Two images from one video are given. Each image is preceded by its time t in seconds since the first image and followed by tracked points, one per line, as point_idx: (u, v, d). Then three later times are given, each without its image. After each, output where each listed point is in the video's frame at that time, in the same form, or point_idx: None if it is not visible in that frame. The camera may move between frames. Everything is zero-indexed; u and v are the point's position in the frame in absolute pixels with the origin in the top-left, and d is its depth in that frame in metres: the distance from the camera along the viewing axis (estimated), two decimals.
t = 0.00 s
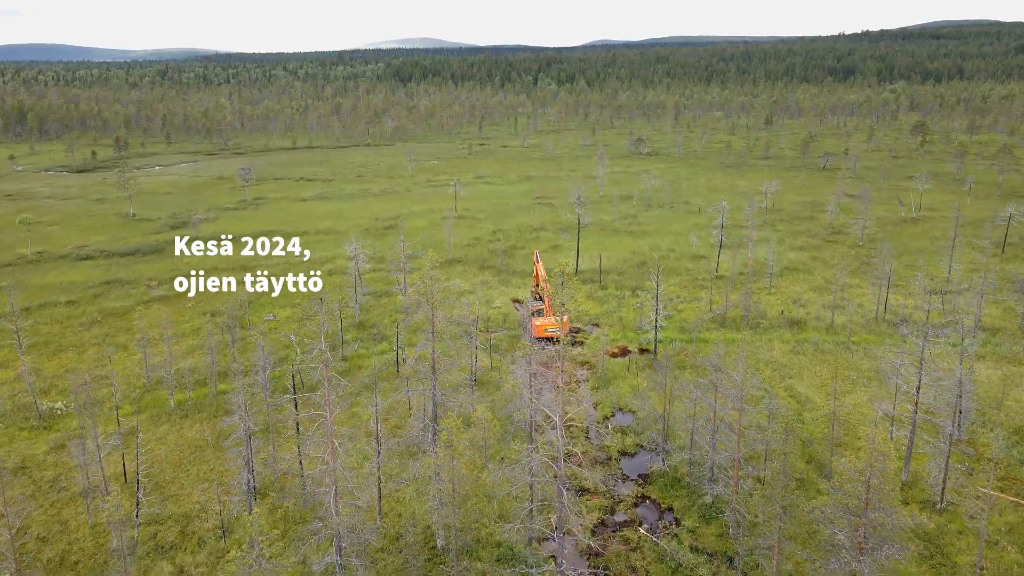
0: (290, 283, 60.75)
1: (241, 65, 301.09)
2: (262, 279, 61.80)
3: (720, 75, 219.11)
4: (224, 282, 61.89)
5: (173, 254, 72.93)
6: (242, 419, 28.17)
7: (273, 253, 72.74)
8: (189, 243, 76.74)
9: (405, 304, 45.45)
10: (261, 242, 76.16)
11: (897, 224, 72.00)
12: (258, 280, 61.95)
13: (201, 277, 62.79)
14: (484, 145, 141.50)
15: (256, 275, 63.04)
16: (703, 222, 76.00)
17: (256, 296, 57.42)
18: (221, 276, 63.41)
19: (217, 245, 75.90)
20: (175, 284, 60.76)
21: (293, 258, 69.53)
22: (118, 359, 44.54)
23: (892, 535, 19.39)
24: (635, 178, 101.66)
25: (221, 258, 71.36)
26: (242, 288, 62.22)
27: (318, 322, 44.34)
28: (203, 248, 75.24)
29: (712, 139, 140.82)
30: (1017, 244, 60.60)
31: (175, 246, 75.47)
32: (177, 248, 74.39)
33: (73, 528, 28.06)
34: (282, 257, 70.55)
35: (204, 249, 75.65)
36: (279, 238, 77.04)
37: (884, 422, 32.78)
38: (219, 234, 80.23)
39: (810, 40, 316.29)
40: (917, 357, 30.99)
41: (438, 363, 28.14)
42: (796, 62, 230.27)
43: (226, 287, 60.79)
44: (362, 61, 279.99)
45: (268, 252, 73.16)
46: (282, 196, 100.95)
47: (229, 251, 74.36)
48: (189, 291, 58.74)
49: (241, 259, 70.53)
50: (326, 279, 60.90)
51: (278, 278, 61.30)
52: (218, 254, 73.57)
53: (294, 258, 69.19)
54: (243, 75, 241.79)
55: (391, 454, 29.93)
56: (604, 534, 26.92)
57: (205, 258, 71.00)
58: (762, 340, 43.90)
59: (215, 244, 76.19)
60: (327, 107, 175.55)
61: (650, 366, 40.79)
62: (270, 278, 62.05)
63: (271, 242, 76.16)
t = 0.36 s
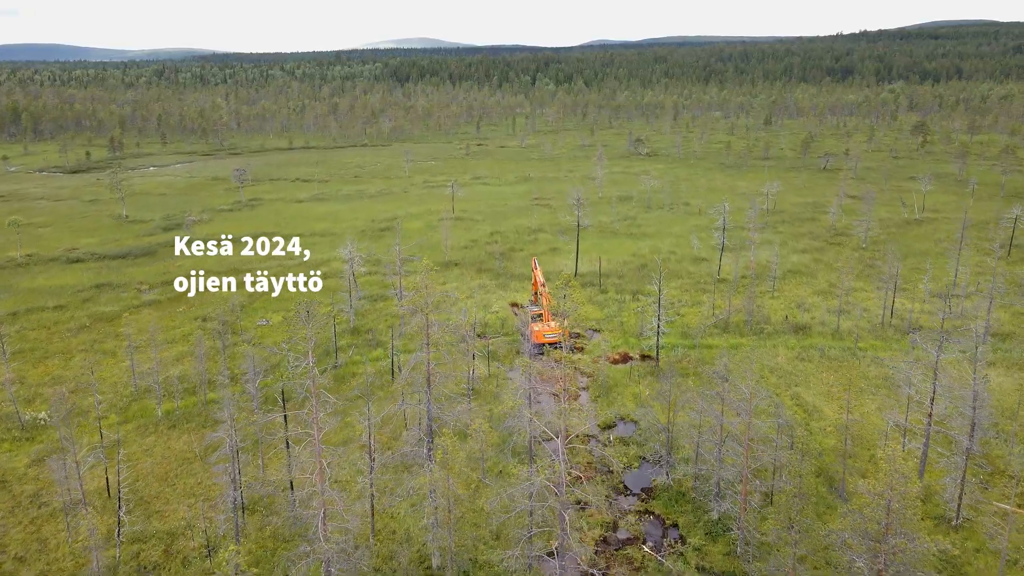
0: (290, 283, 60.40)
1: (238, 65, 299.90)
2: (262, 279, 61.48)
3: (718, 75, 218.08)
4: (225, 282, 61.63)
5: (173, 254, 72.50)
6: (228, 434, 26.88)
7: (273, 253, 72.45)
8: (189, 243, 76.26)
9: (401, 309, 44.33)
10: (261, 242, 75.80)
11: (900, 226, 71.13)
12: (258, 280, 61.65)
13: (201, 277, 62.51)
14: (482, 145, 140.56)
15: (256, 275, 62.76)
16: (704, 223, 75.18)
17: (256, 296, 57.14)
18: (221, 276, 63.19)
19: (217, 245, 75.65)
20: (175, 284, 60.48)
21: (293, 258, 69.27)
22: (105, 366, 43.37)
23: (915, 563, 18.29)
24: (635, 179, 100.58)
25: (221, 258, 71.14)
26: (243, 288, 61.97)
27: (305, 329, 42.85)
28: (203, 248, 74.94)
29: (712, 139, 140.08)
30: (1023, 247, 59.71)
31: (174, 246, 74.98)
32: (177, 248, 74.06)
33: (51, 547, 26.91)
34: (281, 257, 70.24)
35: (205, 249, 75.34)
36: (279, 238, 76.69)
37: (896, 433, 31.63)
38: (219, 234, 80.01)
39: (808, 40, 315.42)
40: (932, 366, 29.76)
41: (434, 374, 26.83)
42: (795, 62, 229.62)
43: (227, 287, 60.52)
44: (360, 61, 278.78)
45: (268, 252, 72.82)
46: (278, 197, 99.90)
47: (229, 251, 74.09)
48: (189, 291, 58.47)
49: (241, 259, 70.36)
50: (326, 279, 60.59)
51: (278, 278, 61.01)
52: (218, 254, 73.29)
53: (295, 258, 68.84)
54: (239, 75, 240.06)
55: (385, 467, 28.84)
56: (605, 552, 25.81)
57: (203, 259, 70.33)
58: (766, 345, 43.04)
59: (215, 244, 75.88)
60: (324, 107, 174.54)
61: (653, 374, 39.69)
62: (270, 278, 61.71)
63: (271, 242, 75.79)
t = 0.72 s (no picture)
0: (291, 283, 60.19)
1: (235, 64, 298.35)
2: (262, 279, 61.37)
3: (717, 75, 217.07)
4: (225, 281, 61.35)
5: (172, 255, 71.95)
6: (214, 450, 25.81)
7: (273, 253, 72.14)
8: (189, 244, 75.86)
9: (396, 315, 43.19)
10: (260, 242, 75.47)
11: (903, 227, 70.24)
12: (258, 280, 61.47)
13: (201, 277, 62.15)
14: (480, 145, 139.57)
15: (256, 275, 62.61)
16: (705, 224, 74.42)
17: (256, 296, 56.90)
18: (221, 276, 62.86)
19: (216, 245, 75.23)
20: (175, 284, 60.18)
21: (294, 258, 69.10)
22: (91, 374, 42.16)
23: None
24: (635, 180, 99.67)
25: (222, 258, 70.90)
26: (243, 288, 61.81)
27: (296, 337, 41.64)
28: (203, 248, 74.57)
29: (711, 139, 139.34)
30: None
31: (174, 246, 74.54)
32: (177, 248, 73.71)
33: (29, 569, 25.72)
34: (282, 257, 69.97)
35: (205, 249, 74.96)
36: (280, 238, 76.39)
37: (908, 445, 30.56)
38: (219, 234, 79.60)
39: (806, 40, 314.62)
40: (946, 376, 28.63)
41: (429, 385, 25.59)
42: (793, 61, 228.94)
43: (227, 286, 60.31)
44: (357, 61, 277.51)
45: (268, 252, 72.52)
46: (274, 198, 98.84)
47: (229, 251, 73.70)
48: (189, 291, 58.13)
49: (241, 259, 69.99)
50: (326, 279, 60.48)
51: (278, 278, 60.84)
52: (218, 254, 72.92)
53: (294, 258, 68.68)
54: (237, 75, 238.63)
55: (379, 482, 27.67)
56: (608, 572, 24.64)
57: (196, 261, 69.28)
58: (770, 350, 42.18)
59: (215, 244, 75.50)
60: (321, 107, 173.47)
61: (655, 382, 38.67)
62: (271, 278, 61.61)
63: (271, 242, 75.45)
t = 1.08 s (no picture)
0: (291, 283, 60.14)
1: (232, 64, 296.96)
2: (262, 279, 61.25)
3: (715, 75, 216.10)
4: (224, 282, 61.15)
5: (169, 256, 71.17)
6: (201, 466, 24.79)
7: (273, 253, 71.66)
8: (189, 243, 75.24)
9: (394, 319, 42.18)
10: (259, 242, 74.84)
11: (907, 228, 69.30)
12: (257, 280, 61.33)
13: (201, 277, 61.84)
14: (478, 145, 138.61)
15: (256, 275, 62.49)
16: (706, 226, 73.53)
17: (256, 296, 56.72)
18: (221, 276, 62.64)
19: (217, 245, 74.64)
20: (175, 284, 59.97)
21: (293, 258, 68.87)
22: (78, 381, 41.02)
23: None
24: (634, 180, 98.71)
25: (223, 258, 70.46)
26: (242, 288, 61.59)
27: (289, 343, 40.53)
28: (202, 248, 73.95)
29: (710, 139, 138.61)
30: None
31: (173, 246, 73.83)
32: (175, 248, 73.02)
33: None
34: (283, 257, 69.59)
35: (204, 249, 74.33)
36: (279, 238, 75.78)
37: (919, 457, 29.62)
38: (219, 234, 79.02)
39: (804, 40, 314.05)
40: (961, 387, 27.59)
41: (425, 398, 24.66)
42: (792, 61, 228.46)
43: (226, 287, 60.03)
44: (355, 60, 276.38)
45: (267, 252, 72.01)
46: (270, 198, 97.81)
47: (229, 251, 73.15)
48: (189, 292, 57.81)
49: (240, 260, 69.50)
50: (326, 279, 60.47)
51: (278, 278, 60.78)
52: (218, 254, 72.36)
53: (292, 259, 68.35)
54: (234, 75, 237.17)
55: (372, 498, 26.62)
56: None
57: (190, 263, 68.22)
58: (774, 355, 41.37)
59: (215, 244, 74.81)
60: (318, 107, 172.38)
61: (657, 389, 37.67)
62: (270, 278, 61.49)
63: (271, 242, 74.94)
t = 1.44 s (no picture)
0: (291, 282, 59.87)
1: (229, 64, 295.84)
2: (262, 279, 60.82)
3: (714, 74, 215.19)
4: (225, 282, 60.74)
5: (163, 257, 70.14)
6: (185, 483, 23.77)
7: (273, 253, 71.03)
8: (189, 243, 74.53)
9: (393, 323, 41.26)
10: (257, 242, 74.10)
11: (910, 230, 68.35)
12: (258, 280, 60.91)
13: (201, 277, 61.43)
14: (476, 145, 137.63)
15: (256, 275, 62.06)
16: (707, 227, 72.61)
17: (251, 298, 55.91)
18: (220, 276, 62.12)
19: (216, 245, 73.99)
20: (172, 285, 59.30)
21: (292, 258, 68.35)
22: (63, 388, 39.90)
23: None
24: (634, 181, 97.71)
25: (224, 258, 69.85)
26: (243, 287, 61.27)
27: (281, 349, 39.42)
28: (203, 248, 73.46)
29: (710, 139, 137.80)
30: None
31: (173, 246, 73.19)
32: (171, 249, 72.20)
33: None
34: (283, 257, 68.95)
35: (204, 249, 73.80)
36: (279, 238, 75.20)
37: (932, 469, 28.65)
38: (216, 235, 78.18)
39: (803, 39, 313.36)
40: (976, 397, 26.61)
41: (419, 411, 23.44)
42: (791, 61, 227.68)
43: (227, 287, 59.64)
44: (354, 60, 275.23)
45: (267, 252, 71.48)
46: (265, 199, 96.70)
47: (229, 251, 72.61)
48: (189, 291, 57.50)
49: (239, 260, 68.93)
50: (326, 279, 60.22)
51: (279, 278, 60.44)
52: (219, 254, 71.86)
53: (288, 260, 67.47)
54: (232, 74, 235.69)
55: (364, 514, 25.47)
56: None
57: (185, 264, 67.28)
58: (778, 360, 40.42)
59: (215, 244, 74.30)
60: (316, 107, 171.34)
61: (659, 396, 36.68)
62: (271, 278, 61.11)
63: (269, 243, 74.25)
